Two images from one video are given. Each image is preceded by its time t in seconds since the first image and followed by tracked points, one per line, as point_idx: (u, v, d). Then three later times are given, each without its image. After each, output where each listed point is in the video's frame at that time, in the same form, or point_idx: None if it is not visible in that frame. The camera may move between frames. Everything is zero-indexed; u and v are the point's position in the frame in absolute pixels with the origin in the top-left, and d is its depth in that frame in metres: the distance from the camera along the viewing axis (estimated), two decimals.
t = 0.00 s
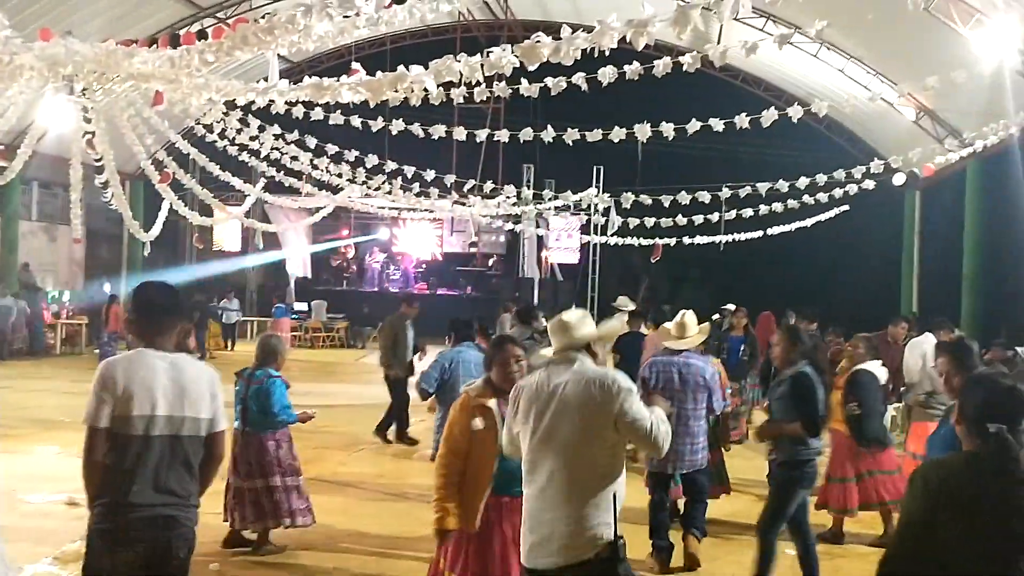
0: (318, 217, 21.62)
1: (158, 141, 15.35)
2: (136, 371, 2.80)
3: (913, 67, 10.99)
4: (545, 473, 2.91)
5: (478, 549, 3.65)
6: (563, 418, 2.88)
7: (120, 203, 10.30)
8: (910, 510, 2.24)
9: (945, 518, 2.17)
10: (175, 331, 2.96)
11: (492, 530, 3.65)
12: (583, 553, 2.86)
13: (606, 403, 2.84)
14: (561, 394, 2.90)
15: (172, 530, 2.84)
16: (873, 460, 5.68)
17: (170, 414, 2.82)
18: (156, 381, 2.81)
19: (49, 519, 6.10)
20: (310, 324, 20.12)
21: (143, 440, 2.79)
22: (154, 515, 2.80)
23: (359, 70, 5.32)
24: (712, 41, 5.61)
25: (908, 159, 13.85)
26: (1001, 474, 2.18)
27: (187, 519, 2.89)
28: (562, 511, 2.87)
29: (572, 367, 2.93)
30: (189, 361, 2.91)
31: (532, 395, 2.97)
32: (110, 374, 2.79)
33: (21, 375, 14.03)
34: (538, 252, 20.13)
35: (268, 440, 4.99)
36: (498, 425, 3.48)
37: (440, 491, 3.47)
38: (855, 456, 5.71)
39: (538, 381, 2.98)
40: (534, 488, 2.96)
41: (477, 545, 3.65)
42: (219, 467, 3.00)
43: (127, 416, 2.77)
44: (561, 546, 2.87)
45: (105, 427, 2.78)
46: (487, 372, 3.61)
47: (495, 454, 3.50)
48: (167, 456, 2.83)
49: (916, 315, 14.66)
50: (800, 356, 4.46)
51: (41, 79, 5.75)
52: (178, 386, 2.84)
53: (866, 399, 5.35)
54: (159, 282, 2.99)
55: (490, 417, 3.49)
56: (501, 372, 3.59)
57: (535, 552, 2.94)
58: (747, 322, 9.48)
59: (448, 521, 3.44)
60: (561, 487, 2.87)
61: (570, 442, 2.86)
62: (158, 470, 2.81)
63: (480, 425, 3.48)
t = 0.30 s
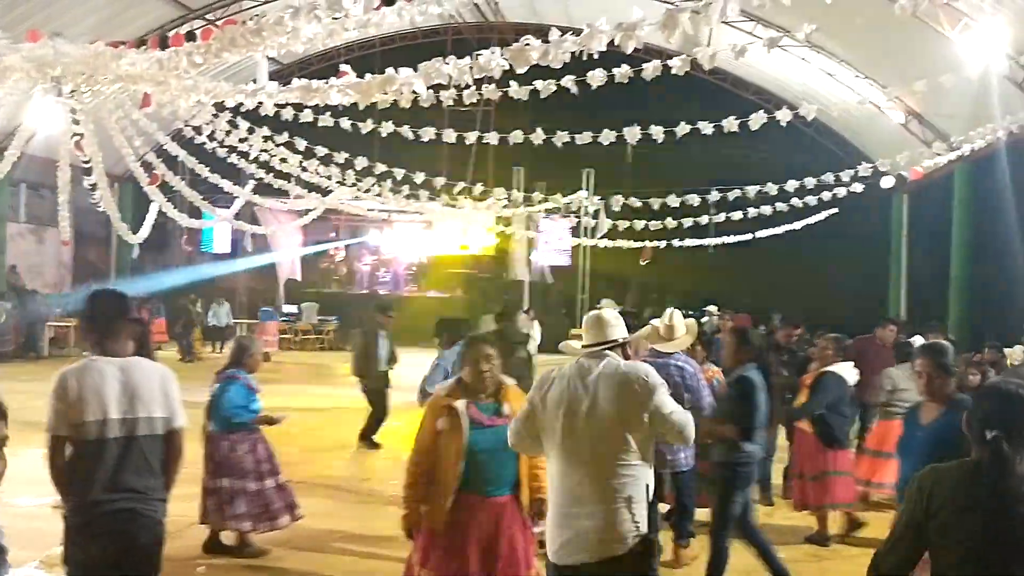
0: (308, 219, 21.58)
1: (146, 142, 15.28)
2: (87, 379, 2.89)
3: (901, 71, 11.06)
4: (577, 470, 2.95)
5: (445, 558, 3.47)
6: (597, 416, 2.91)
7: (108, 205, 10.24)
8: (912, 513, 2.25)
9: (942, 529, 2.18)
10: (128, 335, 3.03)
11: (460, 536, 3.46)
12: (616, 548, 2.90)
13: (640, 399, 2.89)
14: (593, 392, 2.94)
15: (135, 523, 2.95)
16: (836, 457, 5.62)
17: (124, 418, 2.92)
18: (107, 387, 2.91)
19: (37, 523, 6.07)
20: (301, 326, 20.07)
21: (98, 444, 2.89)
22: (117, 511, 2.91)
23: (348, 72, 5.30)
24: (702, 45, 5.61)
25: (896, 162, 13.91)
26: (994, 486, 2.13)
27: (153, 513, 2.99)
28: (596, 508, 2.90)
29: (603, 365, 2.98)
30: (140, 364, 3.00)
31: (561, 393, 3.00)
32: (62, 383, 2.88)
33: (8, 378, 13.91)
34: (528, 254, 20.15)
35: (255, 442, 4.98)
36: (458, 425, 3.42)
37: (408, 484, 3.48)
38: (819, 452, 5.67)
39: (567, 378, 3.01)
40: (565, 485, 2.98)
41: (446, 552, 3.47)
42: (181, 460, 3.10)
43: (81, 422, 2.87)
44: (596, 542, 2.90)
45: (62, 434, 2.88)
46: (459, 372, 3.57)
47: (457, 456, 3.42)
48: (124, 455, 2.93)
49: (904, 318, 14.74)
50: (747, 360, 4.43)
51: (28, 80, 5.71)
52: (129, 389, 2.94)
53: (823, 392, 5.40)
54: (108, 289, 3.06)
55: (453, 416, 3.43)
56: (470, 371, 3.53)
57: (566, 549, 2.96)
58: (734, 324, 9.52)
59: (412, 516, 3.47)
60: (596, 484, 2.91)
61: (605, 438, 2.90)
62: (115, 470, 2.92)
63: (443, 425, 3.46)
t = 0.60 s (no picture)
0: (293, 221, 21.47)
1: (130, 143, 15.17)
2: (45, 371, 2.86)
3: (884, 74, 11.15)
4: (606, 473, 2.81)
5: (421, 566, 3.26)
6: (622, 417, 2.81)
7: (91, 207, 10.13)
8: (910, 503, 2.15)
9: (932, 524, 2.09)
10: (87, 328, 3.00)
11: (438, 544, 3.26)
12: (647, 551, 2.78)
13: (664, 400, 2.82)
14: (622, 391, 2.83)
15: (105, 511, 2.92)
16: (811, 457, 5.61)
17: (84, 406, 2.90)
18: (66, 378, 2.88)
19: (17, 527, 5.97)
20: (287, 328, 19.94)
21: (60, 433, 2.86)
22: (85, 499, 2.88)
23: (332, 73, 5.29)
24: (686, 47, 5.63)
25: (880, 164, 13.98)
26: (991, 485, 2.00)
27: (123, 500, 2.96)
28: (628, 510, 2.78)
29: (623, 367, 2.88)
30: (99, 354, 2.97)
31: (586, 394, 2.87)
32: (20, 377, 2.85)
33: None
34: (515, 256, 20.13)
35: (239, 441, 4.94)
36: (439, 429, 3.22)
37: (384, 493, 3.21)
38: (800, 455, 5.60)
39: (590, 379, 2.89)
40: (591, 490, 2.83)
41: (421, 561, 3.26)
42: (151, 447, 3.06)
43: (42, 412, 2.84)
44: (627, 547, 2.76)
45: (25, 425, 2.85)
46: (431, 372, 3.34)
47: (437, 460, 3.22)
48: (87, 443, 2.90)
49: (888, 319, 14.81)
50: (691, 358, 4.44)
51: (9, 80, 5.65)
52: (87, 376, 2.91)
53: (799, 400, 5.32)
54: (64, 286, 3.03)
55: (434, 419, 3.22)
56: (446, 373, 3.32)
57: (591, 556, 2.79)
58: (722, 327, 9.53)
59: (390, 528, 3.18)
60: (629, 485, 2.79)
61: (638, 438, 2.80)
62: (79, 456, 2.88)
63: (423, 429, 3.23)
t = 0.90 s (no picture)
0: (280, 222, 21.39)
1: (114, 144, 15.05)
2: (50, 371, 2.98)
3: (869, 76, 11.20)
4: (591, 480, 2.75)
5: None
6: (610, 420, 2.77)
7: (75, 208, 10.04)
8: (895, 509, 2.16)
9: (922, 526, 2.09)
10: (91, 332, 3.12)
11: (444, 553, 3.20)
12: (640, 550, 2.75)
13: (646, 399, 2.82)
14: (600, 391, 2.79)
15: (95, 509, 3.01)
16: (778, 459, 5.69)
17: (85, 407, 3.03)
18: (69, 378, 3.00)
19: None
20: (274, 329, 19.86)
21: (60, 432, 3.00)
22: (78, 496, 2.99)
23: (318, 74, 5.26)
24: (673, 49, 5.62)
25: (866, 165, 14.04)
26: (971, 483, 2.01)
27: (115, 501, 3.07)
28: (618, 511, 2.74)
29: (603, 371, 2.84)
30: (101, 357, 3.10)
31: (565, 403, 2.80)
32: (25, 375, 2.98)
33: None
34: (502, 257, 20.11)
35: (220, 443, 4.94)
36: (445, 434, 3.17)
37: (390, 505, 3.12)
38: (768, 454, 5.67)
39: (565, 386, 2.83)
40: (577, 500, 2.76)
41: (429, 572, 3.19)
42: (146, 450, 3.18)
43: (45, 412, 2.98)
44: (620, 548, 2.73)
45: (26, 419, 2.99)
46: (425, 380, 3.28)
47: (442, 467, 3.18)
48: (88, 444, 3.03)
49: (874, 321, 14.86)
50: (648, 359, 4.49)
51: None
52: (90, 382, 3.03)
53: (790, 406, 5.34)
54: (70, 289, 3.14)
55: (438, 426, 3.17)
56: (441, 380, 3.26)
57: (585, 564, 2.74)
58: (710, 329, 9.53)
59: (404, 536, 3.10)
60: (619, 489, 2.74)
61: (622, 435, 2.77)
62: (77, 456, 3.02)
63: (428, 436, 3.17)
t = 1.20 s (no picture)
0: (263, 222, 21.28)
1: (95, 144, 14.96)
2: (68, 368, 3.14)
3: (849, 77, 11.28)
4: (535, 466, 2.60)
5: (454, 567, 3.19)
6: (554, 404, 2.63)
7: (56, 208, 9.98)
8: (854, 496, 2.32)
9: (880, 520, 2.21)
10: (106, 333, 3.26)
11: (466, 546, 3.20)
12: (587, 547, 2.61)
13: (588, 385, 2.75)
14: (546, 376, 2.67)
15: (103, 501, 3.14)
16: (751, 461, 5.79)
17: (98, 404, 3.18)
18: (85, 376, 3.16)
19: None
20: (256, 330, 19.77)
21: (75, 427, 3.14)
22: (88, 489, 3.11)
23: (300, 73, 5.25)
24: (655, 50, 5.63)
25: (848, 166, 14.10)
26: (921, 474, 2.13)
27: (122, 496, 3.20)
28: (565, 507, 2.58)
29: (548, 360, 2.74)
30: (117, 357, 3.25)
31: (508, 391, 2.63)
32: (43, 372, 3.13)
33: None
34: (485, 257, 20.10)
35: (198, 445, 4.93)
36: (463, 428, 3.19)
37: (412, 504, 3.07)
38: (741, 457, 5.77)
39: (508, 375, 2.66)
40: (520, 494, 2.61)
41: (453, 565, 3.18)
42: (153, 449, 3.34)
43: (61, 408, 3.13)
44: (565, 534, 2.57)
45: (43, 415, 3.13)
46: (436, 376, 3.21)
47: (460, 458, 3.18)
48: (103, 440, 3.18)
49: (855, 321, 14.94)
50: (604, 354, 4.63)
51: None
52: (106, 380, 3.19)
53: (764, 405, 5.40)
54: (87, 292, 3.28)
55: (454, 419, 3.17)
56: (451, 377, 3.20)
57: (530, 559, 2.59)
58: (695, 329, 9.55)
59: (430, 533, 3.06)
60: (563, 477, 2.59)
61: (567, 427, 2.64)
62: (90, 451, 3.16)
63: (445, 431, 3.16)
